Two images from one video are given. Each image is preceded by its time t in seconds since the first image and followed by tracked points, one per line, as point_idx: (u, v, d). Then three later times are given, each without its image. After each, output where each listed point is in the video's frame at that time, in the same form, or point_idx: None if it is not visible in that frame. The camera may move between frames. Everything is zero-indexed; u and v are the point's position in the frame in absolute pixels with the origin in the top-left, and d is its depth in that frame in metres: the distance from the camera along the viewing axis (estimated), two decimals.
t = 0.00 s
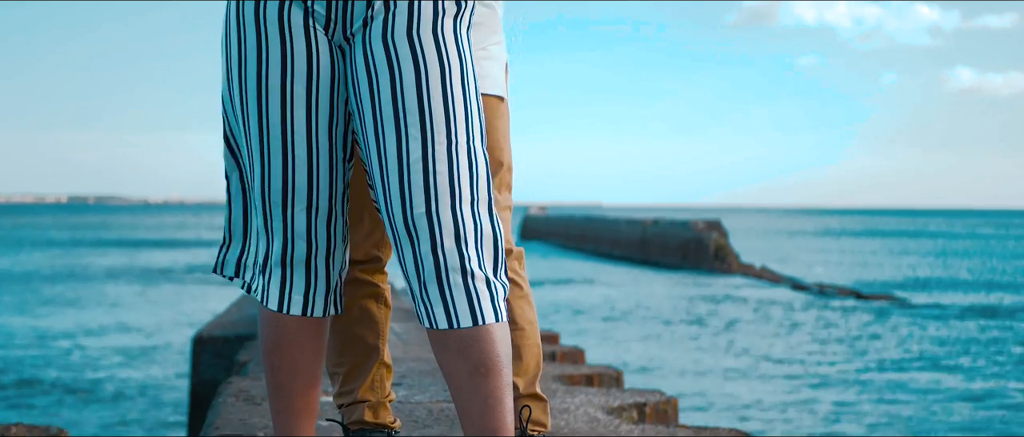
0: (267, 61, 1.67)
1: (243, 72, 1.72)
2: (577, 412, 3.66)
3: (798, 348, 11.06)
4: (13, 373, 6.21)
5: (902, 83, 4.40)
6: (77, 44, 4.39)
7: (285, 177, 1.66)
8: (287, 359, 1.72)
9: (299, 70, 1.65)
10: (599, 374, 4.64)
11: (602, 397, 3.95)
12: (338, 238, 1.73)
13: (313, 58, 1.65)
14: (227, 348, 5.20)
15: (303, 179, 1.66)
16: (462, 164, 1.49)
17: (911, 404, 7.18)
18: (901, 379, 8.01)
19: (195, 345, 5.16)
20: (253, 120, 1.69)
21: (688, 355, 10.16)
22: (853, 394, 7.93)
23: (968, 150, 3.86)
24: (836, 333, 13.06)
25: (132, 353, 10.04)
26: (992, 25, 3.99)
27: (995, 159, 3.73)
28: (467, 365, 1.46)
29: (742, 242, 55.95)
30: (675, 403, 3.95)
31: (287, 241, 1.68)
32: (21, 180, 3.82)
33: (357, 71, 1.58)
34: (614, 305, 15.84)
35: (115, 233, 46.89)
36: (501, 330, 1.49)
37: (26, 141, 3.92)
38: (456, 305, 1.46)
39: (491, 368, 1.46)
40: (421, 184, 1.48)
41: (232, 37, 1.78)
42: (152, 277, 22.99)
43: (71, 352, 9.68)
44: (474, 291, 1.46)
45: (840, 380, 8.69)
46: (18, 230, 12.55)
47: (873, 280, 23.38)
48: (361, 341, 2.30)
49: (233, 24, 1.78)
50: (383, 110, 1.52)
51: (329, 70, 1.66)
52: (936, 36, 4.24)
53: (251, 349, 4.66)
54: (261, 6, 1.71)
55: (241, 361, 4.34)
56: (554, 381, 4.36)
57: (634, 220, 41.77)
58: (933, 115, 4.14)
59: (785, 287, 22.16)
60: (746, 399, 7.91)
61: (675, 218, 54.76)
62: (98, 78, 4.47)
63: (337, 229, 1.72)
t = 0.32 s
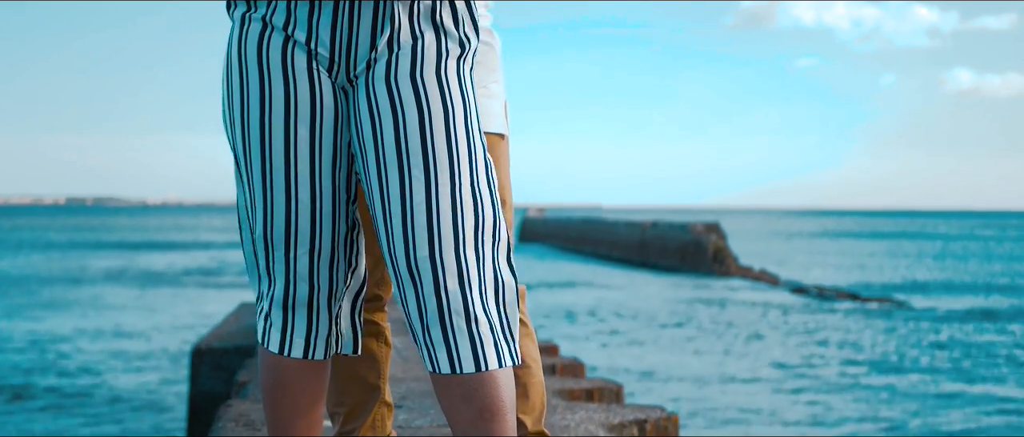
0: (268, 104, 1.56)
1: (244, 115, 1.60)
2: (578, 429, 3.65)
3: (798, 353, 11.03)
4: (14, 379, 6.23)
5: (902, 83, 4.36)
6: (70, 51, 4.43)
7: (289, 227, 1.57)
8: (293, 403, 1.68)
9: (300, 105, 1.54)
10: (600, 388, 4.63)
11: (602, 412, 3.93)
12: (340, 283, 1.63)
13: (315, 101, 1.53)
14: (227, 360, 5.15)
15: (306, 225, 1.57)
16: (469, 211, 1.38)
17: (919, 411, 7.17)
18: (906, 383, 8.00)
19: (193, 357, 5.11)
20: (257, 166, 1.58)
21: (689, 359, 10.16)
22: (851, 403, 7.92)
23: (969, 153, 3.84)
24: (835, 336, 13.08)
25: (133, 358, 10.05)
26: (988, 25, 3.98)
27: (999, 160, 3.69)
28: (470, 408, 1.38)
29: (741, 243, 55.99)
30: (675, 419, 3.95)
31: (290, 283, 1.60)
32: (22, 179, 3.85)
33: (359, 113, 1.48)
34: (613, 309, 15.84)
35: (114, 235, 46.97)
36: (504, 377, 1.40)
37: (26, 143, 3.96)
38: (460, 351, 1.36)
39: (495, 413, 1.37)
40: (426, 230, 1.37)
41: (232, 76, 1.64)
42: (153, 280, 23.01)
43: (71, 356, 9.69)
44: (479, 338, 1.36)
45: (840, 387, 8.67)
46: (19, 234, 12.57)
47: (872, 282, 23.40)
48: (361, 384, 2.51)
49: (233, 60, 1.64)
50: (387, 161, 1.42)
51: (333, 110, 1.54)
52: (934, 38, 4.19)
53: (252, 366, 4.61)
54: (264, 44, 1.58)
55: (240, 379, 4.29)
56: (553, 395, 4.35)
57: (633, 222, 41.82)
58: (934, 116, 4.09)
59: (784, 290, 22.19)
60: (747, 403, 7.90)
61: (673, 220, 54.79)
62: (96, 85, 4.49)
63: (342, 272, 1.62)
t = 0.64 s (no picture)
0: (275, 139, 1.49)
1: (252, 155, 1.53)
2: None
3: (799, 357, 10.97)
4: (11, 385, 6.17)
5: (903, 85, 4.35)
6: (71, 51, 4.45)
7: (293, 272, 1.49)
8: None
9: (309, 149, 1.47)
10: (601, 402, 4.55)
11: (603, 430, 3.85)
12: (344, 327, 1.55)
13: (322, 143, 1.47)
14: (227, 371, 4.96)
15: (312, 267, 1.49)
16: (475, 255, 1.41)
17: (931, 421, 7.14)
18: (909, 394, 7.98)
19: (193, 368, 4.95)
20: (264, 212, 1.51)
21: (689, 364, 10.10)
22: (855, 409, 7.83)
23: (969, 153, 3.86)
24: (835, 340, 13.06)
25: (128, 362, 9.97)
26: (987, 27, 3.98)
27: (998, 163, 3.71)
28: None
29: (739, 245, 55.92)
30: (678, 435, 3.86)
31: (294, 327, 1.52)
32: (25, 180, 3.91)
33: (368, 155, 1.45)
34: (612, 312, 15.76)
35: (111, 237, 46.73)
36: (509, 419, 1.45)
37: (26, 144, 3.99)
38: (466, 399, 1.41)
39: None
40: (432, 273, 1.39)
41: (241, 111, 1.56)
42: (149, 283, 22.90)
43: (67, 361, 9.61)
44: (485, 384, 1.41)
45: (842, 392, 8.63)
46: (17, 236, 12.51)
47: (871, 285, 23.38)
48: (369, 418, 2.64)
49: (240, 100, 1.56)
50: (395, 203, 1.42)
51: (340, 151, 1.48)
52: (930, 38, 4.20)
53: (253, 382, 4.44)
54: (272, 86, 1.51)
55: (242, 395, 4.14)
56: (553, 411, 4.27)
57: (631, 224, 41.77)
58: (926, 120, 4.17)
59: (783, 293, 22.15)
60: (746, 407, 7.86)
61: (670, 223, 54.74)
62: (96, 85, 4.57)
63: (347, 315, 1.55)
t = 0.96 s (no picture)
0: (281, 195, 1.38)
1: (261, 199, 1.41)
2: None
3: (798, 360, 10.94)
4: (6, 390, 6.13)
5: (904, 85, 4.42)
6: (63, 52, 4.37)
7: (302, 310, 1.41)
8: None
9: (319, 197, 1.37)
10: (600, 415, 4.52)
11: None
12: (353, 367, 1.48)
13: (332, 186, 1.37)
14: (226, 382, 4.90)
15: (320, 309, 1.41)
16: (484, 303, 1.32)
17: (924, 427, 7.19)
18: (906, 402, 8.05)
19: (193, 378, 4.89)
20: (271, 254, 1.41)
21: (689, 367, 10.07)
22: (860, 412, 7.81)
23: (966, 151, 3.90)
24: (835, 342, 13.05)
25: (125, 365, 9.94)
26: (986, 28, 3.96)
27: (993, 162, 3.72)
28: None
29: (736, 247, 55.88)
30: None
31: (302, 369, 1.45)
32: (27, 182, 3.93)
33: (378, 199, 1.34)
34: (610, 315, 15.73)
35: (109, 239, 46.62)
36: None
37: (26, 144, 4.02)
38: None
39: None
40: (441, 317, 1.30)
41: (249, 165, 1.43)
42: (146, 285, 22.85)
43: (64, 364, 9.56)
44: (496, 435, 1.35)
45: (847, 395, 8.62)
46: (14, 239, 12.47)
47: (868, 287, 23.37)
48: None
49: (251, 152, 1.43)
50: (404, 246, 1.32)
51: (349, 191, 1.38)
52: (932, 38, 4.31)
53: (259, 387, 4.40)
54: (281, 129, 1.39)
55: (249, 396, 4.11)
56: (553, 425, 4.24)
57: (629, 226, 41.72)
58: (927, 122, 4.22)
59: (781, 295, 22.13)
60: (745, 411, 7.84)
61: (668, 225, 54.67)
62: (96, 85, 4.61)
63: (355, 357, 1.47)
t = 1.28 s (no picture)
0: (288, 235, 1.29)
1: (267, 240, 1.31)
2: None
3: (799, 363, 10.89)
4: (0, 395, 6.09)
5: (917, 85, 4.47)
6: (55, 59, 4.36)
7: (308, 354, 1.31)
8: None
9: (326, 236, 1.28)
10: (598, 426, 4.45)
11: None
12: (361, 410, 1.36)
13: (338, 223, 1.28)
14: (224, 392, 4.81)
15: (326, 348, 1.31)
16: (493, 352, 1.25)
17: None
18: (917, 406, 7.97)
19: (192, 386, 4.80)
20: (276, 293, 1.31)
21: (687, 370, 10.04)
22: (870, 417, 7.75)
23: (973, 157, 3.85)
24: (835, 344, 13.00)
25: (121, 368, 9.89)
26: (985, 28, 3.97)
27: (995, 166, 3.67)
28: None
29: (734, 247, 55.78)
30: None
31: (306, 411, 1.33)
32: (22, 182, 3.89)
33: (386, 237, 1.27)
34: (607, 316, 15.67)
35: (105, 240, 46.39)
36: None
37: (24, 142, 3.88)
38: None
39: None
40: (449, 357, 1.24)
41: (256, 206, 1.33)
42: (142, 287, 22.73)
43: (57, 368, 9.49)
44: None
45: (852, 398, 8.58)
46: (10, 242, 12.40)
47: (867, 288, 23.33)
48: None
49: (257, 192, 1.34)
50: (412, 288, 1.25)
51: (357, 231, 1.29)
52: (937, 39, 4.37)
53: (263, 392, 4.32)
54: (289, 169, 1.31)
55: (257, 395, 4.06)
56: None
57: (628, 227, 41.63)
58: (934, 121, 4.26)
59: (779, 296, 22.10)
60: (742, 411, 7.91)
61: (666, 225, 54.56)
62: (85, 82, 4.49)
63: (362, 399, 1.36)
